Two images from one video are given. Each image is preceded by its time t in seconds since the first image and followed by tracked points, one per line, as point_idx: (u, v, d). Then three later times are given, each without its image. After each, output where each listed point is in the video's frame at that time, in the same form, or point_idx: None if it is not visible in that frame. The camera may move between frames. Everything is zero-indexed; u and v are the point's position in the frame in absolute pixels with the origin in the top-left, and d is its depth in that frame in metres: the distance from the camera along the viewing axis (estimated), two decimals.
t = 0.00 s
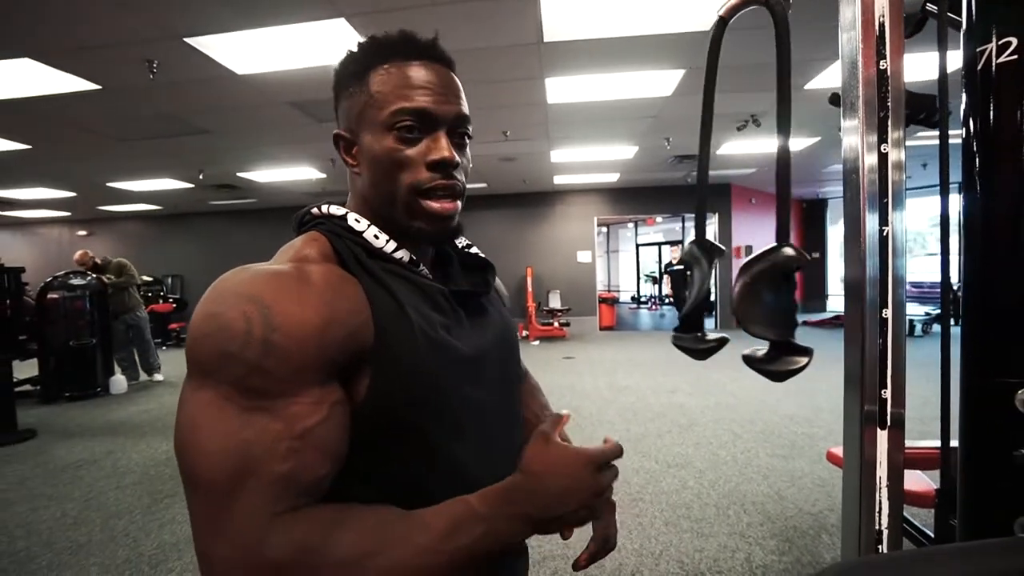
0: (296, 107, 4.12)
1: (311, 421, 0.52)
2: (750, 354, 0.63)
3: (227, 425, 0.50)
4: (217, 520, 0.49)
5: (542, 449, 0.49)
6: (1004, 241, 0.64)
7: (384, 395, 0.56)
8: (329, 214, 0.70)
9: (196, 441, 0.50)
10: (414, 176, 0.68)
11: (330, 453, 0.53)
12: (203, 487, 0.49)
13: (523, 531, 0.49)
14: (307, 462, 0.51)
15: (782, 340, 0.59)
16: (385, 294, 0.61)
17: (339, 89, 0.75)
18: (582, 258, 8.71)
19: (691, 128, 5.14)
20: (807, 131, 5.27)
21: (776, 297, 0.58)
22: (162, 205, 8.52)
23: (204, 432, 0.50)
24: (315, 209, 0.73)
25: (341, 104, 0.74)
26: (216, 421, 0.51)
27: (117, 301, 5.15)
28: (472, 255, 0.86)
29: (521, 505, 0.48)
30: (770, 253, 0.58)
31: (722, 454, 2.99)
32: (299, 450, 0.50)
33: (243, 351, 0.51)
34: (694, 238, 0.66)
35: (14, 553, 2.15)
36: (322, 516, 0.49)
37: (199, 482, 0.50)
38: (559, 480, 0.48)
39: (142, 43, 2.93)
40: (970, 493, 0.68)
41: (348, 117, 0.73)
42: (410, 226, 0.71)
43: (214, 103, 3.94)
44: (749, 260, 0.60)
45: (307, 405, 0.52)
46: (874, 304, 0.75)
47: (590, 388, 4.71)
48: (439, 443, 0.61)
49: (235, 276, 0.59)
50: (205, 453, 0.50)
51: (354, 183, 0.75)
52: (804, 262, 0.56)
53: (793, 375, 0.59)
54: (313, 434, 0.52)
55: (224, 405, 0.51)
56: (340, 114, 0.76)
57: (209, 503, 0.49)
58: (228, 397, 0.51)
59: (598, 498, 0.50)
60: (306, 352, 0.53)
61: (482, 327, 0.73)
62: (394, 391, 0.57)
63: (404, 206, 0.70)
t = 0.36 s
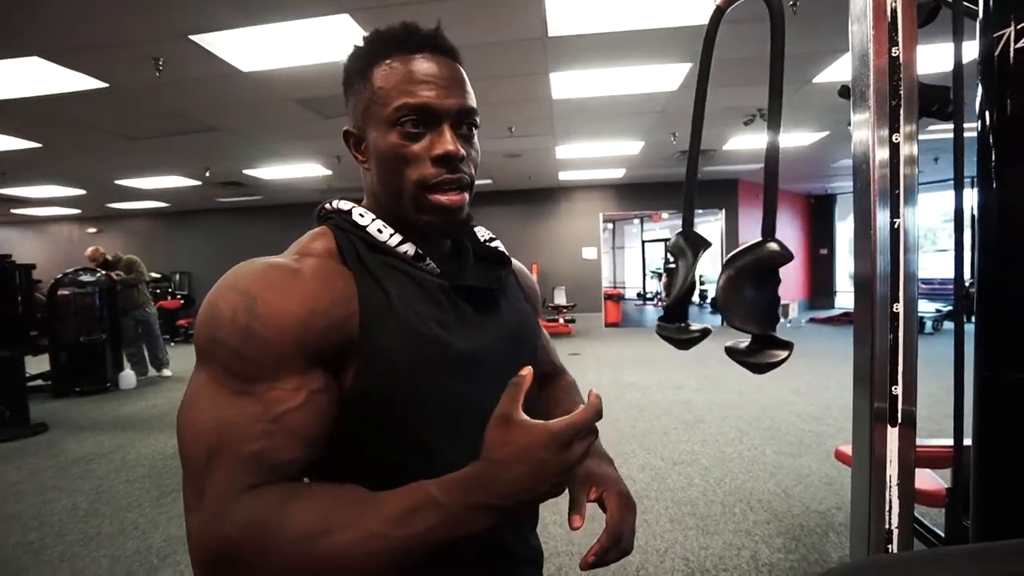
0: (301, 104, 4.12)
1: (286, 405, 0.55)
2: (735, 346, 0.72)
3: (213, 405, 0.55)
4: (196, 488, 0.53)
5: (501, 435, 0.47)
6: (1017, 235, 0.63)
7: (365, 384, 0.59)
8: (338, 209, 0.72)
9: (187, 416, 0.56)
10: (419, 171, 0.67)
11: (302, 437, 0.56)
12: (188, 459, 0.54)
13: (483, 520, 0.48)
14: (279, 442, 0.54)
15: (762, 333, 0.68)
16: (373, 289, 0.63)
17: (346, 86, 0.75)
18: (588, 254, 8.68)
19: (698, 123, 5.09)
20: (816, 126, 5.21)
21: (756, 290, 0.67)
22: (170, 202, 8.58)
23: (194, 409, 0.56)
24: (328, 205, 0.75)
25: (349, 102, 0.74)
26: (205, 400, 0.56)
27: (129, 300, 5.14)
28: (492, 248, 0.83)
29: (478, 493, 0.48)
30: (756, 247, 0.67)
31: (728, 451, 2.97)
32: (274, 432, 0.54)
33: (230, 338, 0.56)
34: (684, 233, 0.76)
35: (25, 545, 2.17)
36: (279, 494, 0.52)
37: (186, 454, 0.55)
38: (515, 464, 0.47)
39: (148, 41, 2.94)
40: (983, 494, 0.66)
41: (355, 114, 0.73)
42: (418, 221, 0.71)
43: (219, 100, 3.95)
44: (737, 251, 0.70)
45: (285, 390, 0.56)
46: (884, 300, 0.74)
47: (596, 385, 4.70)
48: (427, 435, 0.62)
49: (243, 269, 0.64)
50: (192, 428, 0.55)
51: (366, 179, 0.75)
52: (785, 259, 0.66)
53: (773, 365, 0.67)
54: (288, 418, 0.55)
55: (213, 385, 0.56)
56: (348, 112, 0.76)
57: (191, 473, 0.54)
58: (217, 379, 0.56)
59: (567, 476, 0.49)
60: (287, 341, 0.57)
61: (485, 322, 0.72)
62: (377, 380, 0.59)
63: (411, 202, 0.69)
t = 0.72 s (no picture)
0: (313, 104, 4.15)
1: (290, 399, 0.55)
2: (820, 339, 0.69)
3: (224, 395, 0.56)
4: (204, 473, 0.55)
5: (497, 436, 0.47)
6: None
7: (371, 380, 0.59)
8: (354, 207, 0.72)
9: (199, 404, 0.57)
10: (421, 161, 0.67)
11: (304, 430, 0.56)
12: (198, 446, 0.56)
13: (476, 523, 0.48)
14: (282, 434, 0.54)
15: (850, 325, 0.66)
16: (381, 285, 0.63)
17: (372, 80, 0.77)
18: (599, 252, 8.64)
19: (710, 119, 5.02)
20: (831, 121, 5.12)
21: (837, 281, 0.64)
22: (185, 202, 8.71)
23: (207, 397, 0.57)
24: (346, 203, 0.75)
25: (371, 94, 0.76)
26: (217, 390, 0.57)
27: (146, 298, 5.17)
28: (509, 246, 0.83)
29: (472, 495, 0.48)
30: (833, 237, 0.64)
31: (741, 451, 2.93)
32: (278, 423, 0.54)
33: (240, 330, 0.57)
34: (748, 229, 0.69)
35: (47, 537, 2.22)
36: (277, 483, 0.52)
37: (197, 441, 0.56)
38: (511, 469, 0.46)
39: (162, 42, 2.97)
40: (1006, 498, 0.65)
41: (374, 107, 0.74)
42: (419, 212, 0.70)
43: (232, 100, 4.00)
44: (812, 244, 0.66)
45: (291, 382, 0.56)
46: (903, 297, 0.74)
47: (607, 383, 4.66)
48: (430, 434, 0.61)
49: (261, 262, 0.66)
50: (202, 416, 0.56)
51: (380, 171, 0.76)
52: (862, 247, 0.62)
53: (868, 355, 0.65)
54: (292, 411, 0.55)
55: (224, 375, 0.57)
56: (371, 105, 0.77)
57: (201, 459, 0.55)
58: (228, 370, 0.58)
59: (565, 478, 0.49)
60: (292, 335, 0.57)
61: (496, 322, 0.71)
62: (382, 377, 0.59)
63: (413, 192, 0.69)
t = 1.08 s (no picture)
0: (325, 109, 4.20)
1: (302, 393, 0.55)
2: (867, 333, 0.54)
3: (237, 387, 0.56)
4: (216, 465, 0.55)
5: (507, 434, 0.46)
6: None
7: (385, 373, 0.59)
8: (367, 203, 0.73)
9: (212, 396, 0.57)
10: (437, 156, 0.67)
11: (315, 425, 0.56)
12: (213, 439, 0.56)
13: (488, 521, 0.48)
14: (295, 427, 0.55)
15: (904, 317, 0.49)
16: (394, 281, 0.63)
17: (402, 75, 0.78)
18: (609, 255, 8.61)
19: (722, 120, 4.99)
20: (844, 122, 5.06)
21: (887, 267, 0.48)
22: (200, 207, 8.85)
23: (220, 389, 0.57)
24: (360, 198, 0.75)
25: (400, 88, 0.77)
26: (231, 383, 0.57)
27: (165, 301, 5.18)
28: (521, 246, 0.83)
29: (483, 495, 0.47)
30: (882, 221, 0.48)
31: (754, 455, 2.89)
32: (291, 416, 0.55)
33: (254, 324, 0.57)
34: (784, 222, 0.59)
35: (63, 537, 2.26)
36: (288, 475, 0.52)
37: (210, 433, 0.56)
38: (521, 468, 0.45)
39: (177, 50, 3.04)
40: None
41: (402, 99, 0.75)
42: (432, 205, 0.70)
43: (246, 107, 4.06)
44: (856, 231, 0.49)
45: (304, 375, 0.56)
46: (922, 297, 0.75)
47: (619, 387, 4.63)
48: (439, 428, 0.61)
49: (276, 256, 0.66)
50: (215, 409, 0.56)
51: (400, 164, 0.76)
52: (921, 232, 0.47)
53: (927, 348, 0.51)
54: (304, 406, 0.55)
55: (238, 369, 0.58)
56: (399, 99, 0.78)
57: (215, 452, 0.56)
58: (243, 363, 0.58)
59: (576, 480, 0.48)
60: (306, 328, 0.57)
61: (507, 321, 0.71)
62: (394, 374, 0.59)
63: (428, 186, 0.69)
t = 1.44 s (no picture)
0: (326, 102, 4.19)
1: (302, 380, 0.56)
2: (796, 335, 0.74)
3: (234, 374, 0.56)
4: (211, 453, 0.54)
5: (507, 419, 0.47)
6: None
7: (382, 361, 0.59)
8: (365, 190, 0.73)
9: (207, 383, 0.57)
10: (439, 148, 0.67)
11: (313, 412, 0.56)
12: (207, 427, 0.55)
13: (488, 503, 0.49)
14: (292, 414, 0.54)
15: (829, 318, 0.70)
16: (393, 270, 0.63)
17: (404, 61, 0.77)
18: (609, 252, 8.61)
19: (723, 117, 4.97)
20: (846, 120, 5.05)
21: (817, 265, 0.70)
22: (199, 200, 8.83)
23: (216, 376, 0.57)
24: (357, 185, 0.76)
25: (402, 75, 0.76)
26: (227, 370, 0.56)
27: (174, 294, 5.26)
28: (516, 237, 0.83)
29: (484, 477, 0.48)
30: (815, 224, 0.70)
31: (750, 452, 2.91)
32: (288, 404, 0.54)
33: (252, 311, 0.57)
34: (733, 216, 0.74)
35: (62, 526, 2.27)
36: (288, 462, 0.52)
37: (204, 422, 0.55)
38: (522, 452, 0.47)
39: (177, 40, 3.02)
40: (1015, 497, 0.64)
41: (404, 86, 0.75)
42: (432, 197, 0.70)
43: (246, 98, 4.04)
44: (798, 230, 0.73)
45: (302, 363, 0.57)
46: (915, 298, 0.74)
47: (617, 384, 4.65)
48: (435, 416, 0.62)
49: (270, 243, 0.65)
50: (211, 395, 0.56)
51: (398, 153, 0.76)
52: (850, 235, 0.68)
53: (839, 352, 0.70)
54: (304, 393, 0.55)
55: (235, 357, 0.57)
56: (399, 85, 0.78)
57: (210, 439, 0.55)
58: (239, 351, 0.57)
59: (574, 463, 0.50)
60: (306, 316, 0.57)
61: (504, 311, 0.71)
62: (391, 361, 0.59)
63: (428, 177, 0.69)
